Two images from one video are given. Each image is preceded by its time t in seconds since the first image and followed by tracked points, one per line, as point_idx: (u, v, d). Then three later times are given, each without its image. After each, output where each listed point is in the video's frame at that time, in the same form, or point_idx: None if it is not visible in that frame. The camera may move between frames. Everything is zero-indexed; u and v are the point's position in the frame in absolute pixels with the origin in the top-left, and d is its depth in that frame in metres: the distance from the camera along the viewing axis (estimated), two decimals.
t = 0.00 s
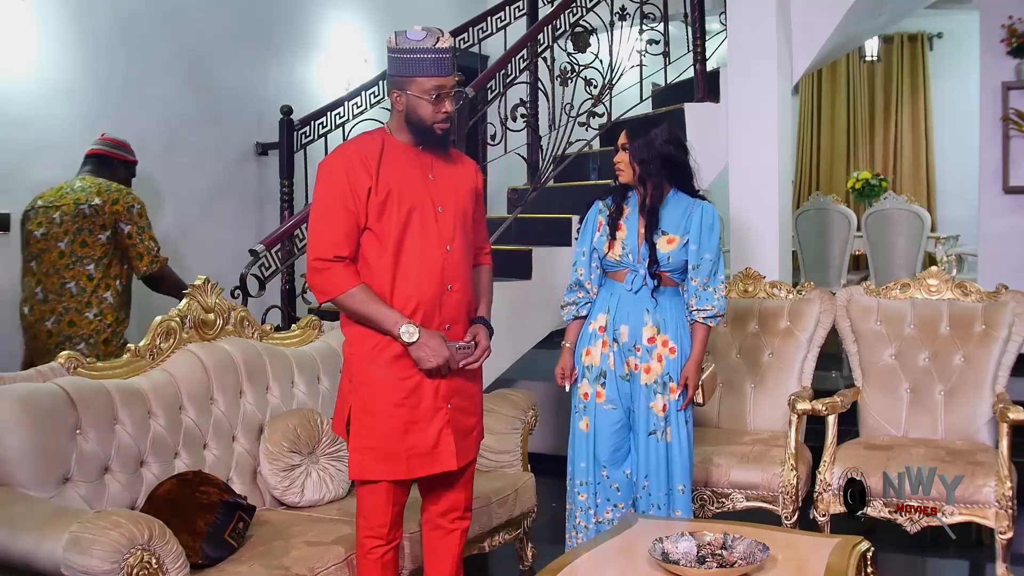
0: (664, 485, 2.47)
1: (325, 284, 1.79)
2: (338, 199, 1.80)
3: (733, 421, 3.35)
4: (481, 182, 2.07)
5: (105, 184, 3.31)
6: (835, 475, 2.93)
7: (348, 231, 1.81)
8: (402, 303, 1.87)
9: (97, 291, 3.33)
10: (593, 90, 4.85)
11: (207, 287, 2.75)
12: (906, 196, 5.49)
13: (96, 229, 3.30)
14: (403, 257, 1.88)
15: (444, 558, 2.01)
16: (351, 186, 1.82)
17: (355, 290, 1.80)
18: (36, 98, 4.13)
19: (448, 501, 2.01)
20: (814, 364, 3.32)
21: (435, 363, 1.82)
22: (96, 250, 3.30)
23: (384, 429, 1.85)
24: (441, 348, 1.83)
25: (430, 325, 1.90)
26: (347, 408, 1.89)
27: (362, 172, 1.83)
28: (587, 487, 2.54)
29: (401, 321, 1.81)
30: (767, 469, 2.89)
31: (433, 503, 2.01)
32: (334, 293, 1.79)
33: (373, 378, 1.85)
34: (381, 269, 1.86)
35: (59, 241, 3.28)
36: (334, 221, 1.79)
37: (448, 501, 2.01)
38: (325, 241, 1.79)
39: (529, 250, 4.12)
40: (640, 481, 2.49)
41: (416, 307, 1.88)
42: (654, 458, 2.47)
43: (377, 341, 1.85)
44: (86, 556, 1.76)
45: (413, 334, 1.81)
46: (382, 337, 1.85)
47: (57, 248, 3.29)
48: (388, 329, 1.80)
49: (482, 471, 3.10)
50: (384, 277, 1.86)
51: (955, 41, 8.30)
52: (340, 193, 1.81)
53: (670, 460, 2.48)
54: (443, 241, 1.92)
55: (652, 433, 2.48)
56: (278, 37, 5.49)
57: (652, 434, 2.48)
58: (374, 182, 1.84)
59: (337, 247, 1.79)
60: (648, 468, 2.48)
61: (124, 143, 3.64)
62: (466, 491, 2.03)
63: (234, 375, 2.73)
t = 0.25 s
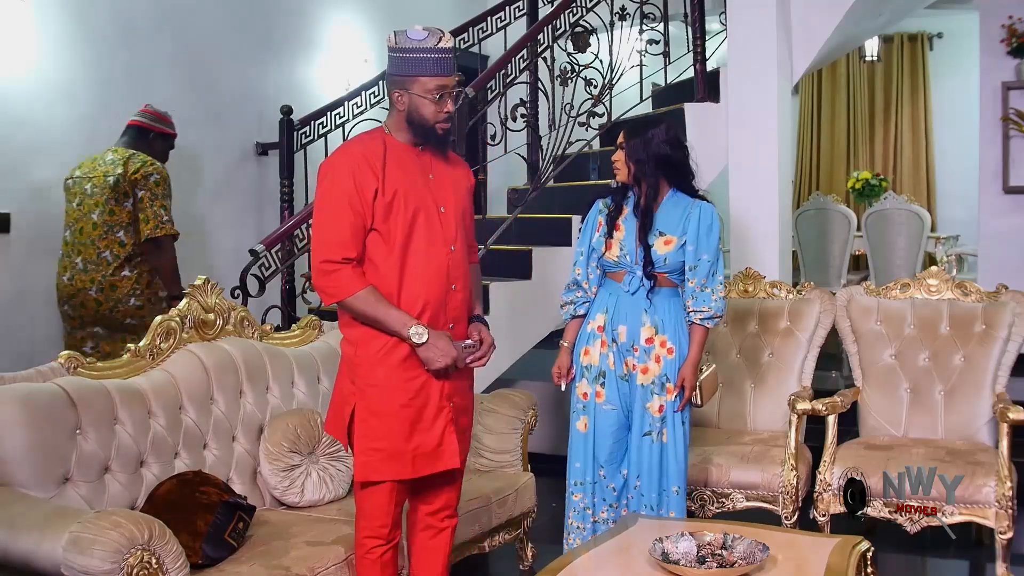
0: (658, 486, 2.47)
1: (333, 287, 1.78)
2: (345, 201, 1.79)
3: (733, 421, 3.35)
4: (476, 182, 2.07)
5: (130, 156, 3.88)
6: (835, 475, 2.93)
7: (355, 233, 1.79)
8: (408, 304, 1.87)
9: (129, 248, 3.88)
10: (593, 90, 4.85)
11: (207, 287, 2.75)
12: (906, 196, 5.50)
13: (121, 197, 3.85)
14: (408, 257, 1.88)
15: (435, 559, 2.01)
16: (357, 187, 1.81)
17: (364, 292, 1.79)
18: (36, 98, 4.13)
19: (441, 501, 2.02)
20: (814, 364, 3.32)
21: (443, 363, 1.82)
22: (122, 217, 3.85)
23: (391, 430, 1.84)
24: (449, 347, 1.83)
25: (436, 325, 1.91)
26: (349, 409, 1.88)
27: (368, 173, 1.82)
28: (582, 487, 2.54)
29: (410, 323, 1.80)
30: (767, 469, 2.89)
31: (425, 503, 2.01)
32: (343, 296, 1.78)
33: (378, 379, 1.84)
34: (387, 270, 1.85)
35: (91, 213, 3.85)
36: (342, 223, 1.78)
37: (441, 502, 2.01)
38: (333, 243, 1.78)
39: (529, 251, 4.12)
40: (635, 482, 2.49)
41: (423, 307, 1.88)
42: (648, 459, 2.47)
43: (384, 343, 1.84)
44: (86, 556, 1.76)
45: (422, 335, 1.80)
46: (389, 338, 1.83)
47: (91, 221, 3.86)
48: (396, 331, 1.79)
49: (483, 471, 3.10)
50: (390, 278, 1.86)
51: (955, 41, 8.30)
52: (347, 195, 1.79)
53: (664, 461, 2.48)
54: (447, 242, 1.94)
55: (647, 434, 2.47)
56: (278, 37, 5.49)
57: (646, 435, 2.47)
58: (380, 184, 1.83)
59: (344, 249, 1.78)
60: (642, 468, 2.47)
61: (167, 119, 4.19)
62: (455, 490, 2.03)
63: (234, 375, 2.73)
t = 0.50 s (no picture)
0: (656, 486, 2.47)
1: (343, 288, 1.77)
2: (354, 202, 1.78)
3: (734, 421, 3.35)
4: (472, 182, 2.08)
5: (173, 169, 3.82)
6: (835, 476, 2.93)
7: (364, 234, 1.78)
8: (415, 304, 1.87)
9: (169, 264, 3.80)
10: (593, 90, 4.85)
11: (207, 287, 2.75)
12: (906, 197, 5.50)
13: (160, 208, 3.80)
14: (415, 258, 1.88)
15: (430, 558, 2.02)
16: (366, 188, 1.80)
17: (372, 294, 1.78)
18: (36, 98, 4.13)
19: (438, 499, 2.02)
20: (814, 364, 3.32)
21: (444, 372, 1.81)
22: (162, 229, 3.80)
23: (396, 430, 1.84)
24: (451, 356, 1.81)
25: (442, 324, 1.92)
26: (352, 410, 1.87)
27: (377, 174, 1.81)
28: (579, 487, 2.54)
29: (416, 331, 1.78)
30: (767, 469, 2.89)
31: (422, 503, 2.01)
32: (352, 298, 1.77)
33: (385, 380, 1.84)
34: (395, 270, 1.85)
35: (134, 224, 3.79)
36: (352, 225, 1.77)
37: (438, 500, 2.02)
38: (343, 244, 1.76)
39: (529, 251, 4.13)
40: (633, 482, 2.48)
41: (431, 307, 1.88)
42: (646, 459, 2.47)
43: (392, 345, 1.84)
44: (86, 556, 1.76)
45: (427, 343, 1.79)
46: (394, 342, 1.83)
47: (133, 231, 3.80)
48: (400, 338, 1.78)
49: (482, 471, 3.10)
50: (398, 279, 1.85)
51: (955, 42, 8.30)
52: (356, 196, 1.78)
53: (663, 461, 2.47)
54: (451, 242, 1.95)
55: (645, 434, 2.47)
56: (278, 38, 5.49)
57: (644, 435, 2.47)
58: (388, 184, 1.83)
59: (354, 251, 1.77)
60: (640, 468, 2.47)
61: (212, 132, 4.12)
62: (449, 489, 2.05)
63: (234, 375, 2.73)
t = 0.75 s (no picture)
0: (656, 486, 2.47)
1: (352, 289, 1.75)
2: (366, 201, 1.77)
3: (734, 420, 3.35)
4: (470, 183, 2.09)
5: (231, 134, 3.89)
6: (835, 475, 2.93)
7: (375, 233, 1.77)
8: (423, 303, 1.87)
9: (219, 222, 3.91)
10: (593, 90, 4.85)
11: (207, 287, 2.75)
12: (906, 197, 5.50)
13: (217, 171, 3.88)
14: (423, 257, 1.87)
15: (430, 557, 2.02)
16: (378, 187, 1.79)
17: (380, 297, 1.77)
18: (36, 98, 4.13)
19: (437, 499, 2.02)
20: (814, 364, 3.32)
21: (404, 411, 1.75)
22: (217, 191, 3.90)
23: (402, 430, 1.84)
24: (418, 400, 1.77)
25: (449, 324, 1.92)
26: (356, 412, 1.86)
27: (389, 173, 1.81)
28: (580, 487, 2.55)
29: (397, 356, 1.75)
30: (767, 469, 2.89)
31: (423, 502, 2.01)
32: (362, 300, 1.75)
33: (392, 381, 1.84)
34: (404, 270, 1.84)
35: (188, 180, 3.91)
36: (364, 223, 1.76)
37: (438, 500, 2.02)
38: (356, 242, 1.75)
39: (529, 251, 4.13)
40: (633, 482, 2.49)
41: (440, 306, 1.89)
42: (647, 459, 2.47)
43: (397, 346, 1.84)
44: (86, 556, 1.76)
45: (404, 373, 1.75)
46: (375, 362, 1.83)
47: (186, 187, 3.91)
48: (382, 360, 1.75)
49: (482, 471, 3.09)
50: (407, 279, 1.84)
51: (955, 42, 8.30)
52: (368, 195, 1.77)
53: (663, 460, 2.47)
54: (455, 242, 1.95)
55: (645, 434, 2.47)
56: (278, 37, 5.49)
57: (644, 436, 2.47)
58: (400, 183, 1.83)
59: (366, 249, 1.76)
60: (640, 468, 2.47)
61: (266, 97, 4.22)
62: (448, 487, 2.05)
63: (234, 375, 2.73)
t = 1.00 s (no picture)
0: (657, 486, 2.46)
1: (363, 288, 1.73)
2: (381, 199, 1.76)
3: (734, 420, 3.35)
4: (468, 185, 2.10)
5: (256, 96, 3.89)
6: (835, 475, 2.93)
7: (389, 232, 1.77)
8: (434, 303, 1.87)
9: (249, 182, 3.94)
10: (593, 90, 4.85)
11: (207, 287, 2.75)
12: (906, 197, 5.50)
13: (246, 135, 3.89)
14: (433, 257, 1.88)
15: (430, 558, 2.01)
16: (392, 186, 1.79)
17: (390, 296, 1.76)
18: (36, 98, 4.13)
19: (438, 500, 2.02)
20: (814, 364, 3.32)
21: (371, 420, 1.74)
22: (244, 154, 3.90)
23: (413, 429, 1.85)
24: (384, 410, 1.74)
25: (456, 323, 1.93)
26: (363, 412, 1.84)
27: (403, 173, 1.81)
28: (581, 487, 2.55)
29: (382, 365, 1.74)
30: (767, 469, 2.89)
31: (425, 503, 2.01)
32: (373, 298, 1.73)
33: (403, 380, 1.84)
34: (414, 269, 1.83)
35: (214, 146, 3.90)
36: (378, 222, 1.75)
37: (438, 499, 2.02)
38: (371, 240, 1.74)
39: (529, 251, 4.13)
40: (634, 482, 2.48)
41: (449, 305, 1.89)
42: (648, 459, 2.47)
43: (405, 345, 1.84)
44: (86, 556, 1.76)
45: (386, 381, 1.74)
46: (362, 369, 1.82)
47: (212, 152, 3.92)
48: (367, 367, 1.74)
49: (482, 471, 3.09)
50: (418, 277, 1.84)
51: (955, 42, 8.30)
52: (382, 194, 1.77)
53: (663, 461, 2.47)
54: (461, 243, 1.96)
55: (646, 434, 2.47)
56: (278, 37, 5.49)
57: (645, 436, 2.47)
58: (413, 183, 1.83)
59: (381, 248, 1.75)
60: (641, 468, 2.47)
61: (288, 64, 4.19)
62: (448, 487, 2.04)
63: (234, 375, 2.73)
